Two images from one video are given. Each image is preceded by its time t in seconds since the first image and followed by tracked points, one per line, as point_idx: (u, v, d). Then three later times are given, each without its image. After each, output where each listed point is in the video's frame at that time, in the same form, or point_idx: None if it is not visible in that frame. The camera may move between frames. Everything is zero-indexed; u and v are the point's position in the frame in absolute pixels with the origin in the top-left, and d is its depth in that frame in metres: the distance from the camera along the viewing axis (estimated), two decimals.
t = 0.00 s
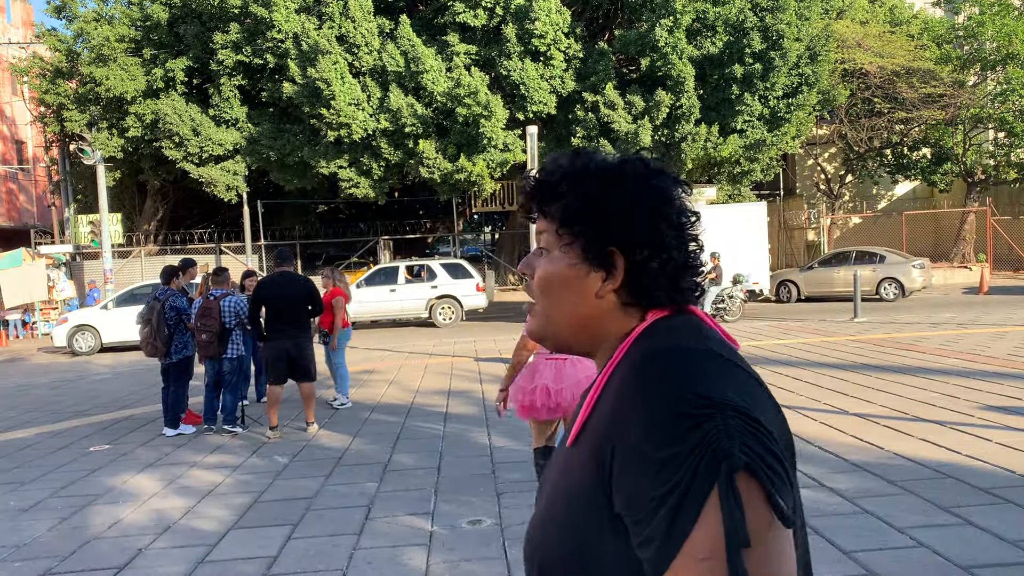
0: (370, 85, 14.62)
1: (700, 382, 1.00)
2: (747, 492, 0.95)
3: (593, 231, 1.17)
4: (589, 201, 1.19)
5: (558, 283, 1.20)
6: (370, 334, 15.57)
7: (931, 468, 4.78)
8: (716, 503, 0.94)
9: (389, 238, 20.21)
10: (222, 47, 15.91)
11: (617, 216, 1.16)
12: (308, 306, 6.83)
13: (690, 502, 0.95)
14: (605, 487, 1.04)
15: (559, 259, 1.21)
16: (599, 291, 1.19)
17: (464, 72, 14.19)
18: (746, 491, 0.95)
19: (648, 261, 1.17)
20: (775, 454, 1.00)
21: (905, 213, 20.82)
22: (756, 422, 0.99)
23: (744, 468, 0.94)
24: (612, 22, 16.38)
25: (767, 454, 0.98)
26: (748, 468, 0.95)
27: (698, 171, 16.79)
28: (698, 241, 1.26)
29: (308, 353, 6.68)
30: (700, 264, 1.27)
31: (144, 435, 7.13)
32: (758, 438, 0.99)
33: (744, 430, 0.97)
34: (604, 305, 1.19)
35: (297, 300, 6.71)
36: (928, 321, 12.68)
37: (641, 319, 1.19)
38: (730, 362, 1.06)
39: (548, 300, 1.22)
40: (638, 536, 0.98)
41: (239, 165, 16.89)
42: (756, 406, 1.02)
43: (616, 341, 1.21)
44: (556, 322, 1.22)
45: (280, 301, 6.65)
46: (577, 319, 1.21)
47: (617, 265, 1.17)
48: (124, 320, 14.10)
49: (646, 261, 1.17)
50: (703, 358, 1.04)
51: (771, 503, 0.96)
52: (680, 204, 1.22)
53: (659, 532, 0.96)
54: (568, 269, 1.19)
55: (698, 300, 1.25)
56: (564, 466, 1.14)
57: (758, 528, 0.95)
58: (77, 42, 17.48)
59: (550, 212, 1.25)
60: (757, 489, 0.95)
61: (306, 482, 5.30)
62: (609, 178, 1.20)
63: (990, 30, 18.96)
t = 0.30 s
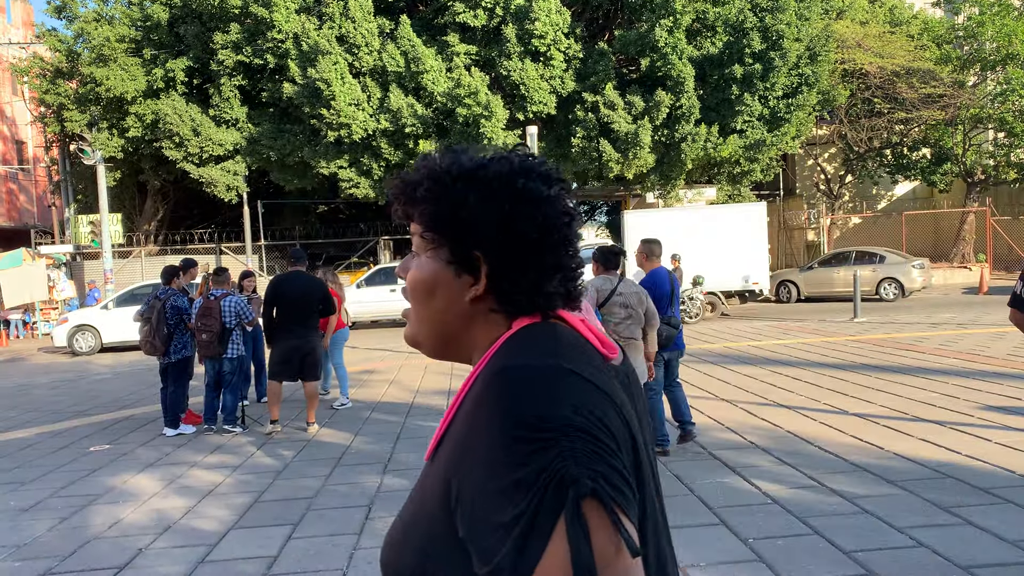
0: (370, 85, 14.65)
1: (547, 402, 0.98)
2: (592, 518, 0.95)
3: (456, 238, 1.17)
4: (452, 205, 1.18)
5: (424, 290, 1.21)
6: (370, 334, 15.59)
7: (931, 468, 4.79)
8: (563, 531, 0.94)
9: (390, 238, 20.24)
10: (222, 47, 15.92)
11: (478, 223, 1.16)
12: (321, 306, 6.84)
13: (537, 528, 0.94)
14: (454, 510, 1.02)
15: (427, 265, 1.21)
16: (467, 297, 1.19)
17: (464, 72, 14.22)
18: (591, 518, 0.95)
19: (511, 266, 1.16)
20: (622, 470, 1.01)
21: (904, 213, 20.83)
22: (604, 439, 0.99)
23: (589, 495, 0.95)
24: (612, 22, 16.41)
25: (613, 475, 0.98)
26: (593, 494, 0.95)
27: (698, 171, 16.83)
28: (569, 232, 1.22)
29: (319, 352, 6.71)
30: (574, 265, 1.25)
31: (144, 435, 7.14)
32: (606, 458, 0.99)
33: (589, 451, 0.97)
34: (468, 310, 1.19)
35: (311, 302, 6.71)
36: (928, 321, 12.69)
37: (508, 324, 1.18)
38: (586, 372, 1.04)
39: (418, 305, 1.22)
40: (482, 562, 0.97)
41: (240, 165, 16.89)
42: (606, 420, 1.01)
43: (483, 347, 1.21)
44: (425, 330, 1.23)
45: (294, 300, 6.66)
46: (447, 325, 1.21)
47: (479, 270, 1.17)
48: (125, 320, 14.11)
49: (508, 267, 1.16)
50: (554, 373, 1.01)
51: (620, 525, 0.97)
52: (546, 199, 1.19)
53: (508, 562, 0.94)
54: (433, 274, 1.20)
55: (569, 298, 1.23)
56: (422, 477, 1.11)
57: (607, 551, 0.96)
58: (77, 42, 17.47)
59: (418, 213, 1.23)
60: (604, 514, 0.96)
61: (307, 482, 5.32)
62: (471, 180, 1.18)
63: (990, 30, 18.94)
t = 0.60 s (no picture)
0: (370, 85, 14.64)
1: (380, 404, 1.00)
2: (404, 522, 0.95)
3: (333, 238, 1.20)
4: (329, 209, 1.20)
5: (308, 293, 1.22)
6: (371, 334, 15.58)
7: (930, 468, 4.80)
8: (371, 533, 0.97)
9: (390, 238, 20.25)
10: (222, 47, 15.91)
11: (352, 224, 1.18)
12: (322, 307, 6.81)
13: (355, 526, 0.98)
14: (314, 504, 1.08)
15: (310, 268, 1.23)
16: (348, 297, 1.20)
17: (464, 72, 14.23)
18: (402, 523, 0.95)
19: (387, 264, 1.17)
20: (454, 479, 0.98)
21: (905, 212, 20.82)
22: (436, 447, 0.98)
23: (400, 497, 0.95)
24: (612, 21, 16.44)
25: (435, 483, 0.96)
26: (405, 497, 0.95)
27: (698, 171, 16.84)
28: (447, 231, 1.23)
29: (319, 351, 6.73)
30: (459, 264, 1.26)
31: (144, 435, 7.14)
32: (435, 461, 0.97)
33: (413, 456, 0.96)
34: (350, 310, 1.20)
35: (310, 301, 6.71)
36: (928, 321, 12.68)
37: (388, 325, 1.19)
38: (440, 377, 1.02)
39: (304, 309, 1.23)
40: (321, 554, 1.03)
41: (240, 165, 16.88)
42: (449, 429, 1.00)
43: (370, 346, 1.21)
44: (314, 331, 1.23)
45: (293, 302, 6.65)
46: (331, 327, 1.21)
47: (355, 268, 1.18)
48: (125, 320, 14.10)
49: (382, 265, 1.17)
50: (395, 376, 1.01)
51: (437, 533, 0.95)
52: (420, 201, 1.22)
53: (335, 555, 1.00)
54: (315, 277, 1.21)
55: (453, 298, 1.24)
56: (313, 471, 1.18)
57: (418, 555, 0.95)
58: (77, 42, 17.46)
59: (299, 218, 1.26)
60: (416, 519, 0.95)
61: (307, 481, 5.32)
62: (349, 185, 1.22)
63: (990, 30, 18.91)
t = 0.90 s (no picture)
0: (370, 85, 14.66)
1: (267, 411, 1.10)
2: (269, 517, 1.06)
3: (233, 258, 1.31)
4: (228, 231, 1.32)
5: (210, 309, 1.33)
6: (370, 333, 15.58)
7: (930, 468, 4.81)
8: (238, 527, 1.06)
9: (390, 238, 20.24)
10: (222, 47, 15.91)
11: (249, 244, 1.29)
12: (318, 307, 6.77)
13: (225, 516, 1.07)
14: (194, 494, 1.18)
15: (210, 286, 1.34)
16: (248, 311, 1.32)
17: (464, 72, 14.25)
18: (268, 520, 1.06)
19: (281, 282, 1.29)
20: (326, 486, 1.08)
21: (904, 212, 20.83)
22: (312, 455, 1.08)
23: (269, 495, 1.05)
24: (612, 21, 16.45)
25: (305, 487, 1.06)
26: (272, 496, 1.05)
27: (698, 171, 16.87)
28: (340, 250, 1.35)
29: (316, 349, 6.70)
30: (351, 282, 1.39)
31: (144, 435, 7.14)
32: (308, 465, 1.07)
33: (286, 461, 1.07)
34: (251, 325, 1.32)
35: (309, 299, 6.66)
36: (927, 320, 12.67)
37: (285, 338, 1.32)
38: (326, 394, 1.13)
39: (207, 324, 1.35)
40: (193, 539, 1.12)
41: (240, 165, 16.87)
42: (329, 439, 1.11)
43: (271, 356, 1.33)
44: (216, 344, 1.36)
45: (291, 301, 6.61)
46: (232, 338, 1.34)
47: (254, 287, 1.30)
48: (125, 320, 14.10)
49: (278, 284, 1.29)
50: (285, 385, 1.12)
51: (297, 531, 1.06)
52: (313, 222, 1.33)
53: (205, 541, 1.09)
54: (216, 295, 1.33)
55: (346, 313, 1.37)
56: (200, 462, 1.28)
57: (281, 549, 1.06)
58: (77, 41, 17.45)
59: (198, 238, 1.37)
60: (280, 516, 1.05)
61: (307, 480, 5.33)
62: (246, 209, 1.33)
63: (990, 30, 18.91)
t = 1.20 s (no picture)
0: (370, 85, 14.66)
1: (154, 388, 1.15)
2: (155, 489, 1.11)
3: (122, 250, 1.31)
4: (117, 223, 1.32)
5: (102, 297, 1.32)
6: (370, 333, 15.59)
7: (930, 468, 4.81)
8: (125, 497, 1.11)
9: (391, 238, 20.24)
10: (222, 47, 15.91)
11: (139, 236, 1.30)
12: (317, 306, 6.74)
13: (113, 485, 1.12)
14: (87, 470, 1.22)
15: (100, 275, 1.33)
16: (138, 301, 1.31)
17: (464, 72, 14.27)
18: (155, 489, 1.11)
19: (167, 272, 1.29)
20: (213, 457, 1.14)
21: (904, 212, 20.85)
22: (199, 427, 1.13)
23: (156, 464, 1.10)
24: (612, 21, 16.46)
25: (192, 457, 1.12)
26: (159, 464, 1.10)
27: (698, 171, 16.89)
28: (228, 241, 1.36)
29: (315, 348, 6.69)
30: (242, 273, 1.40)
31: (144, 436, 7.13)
32: (190, 439, 1.12)
33: (173, 432, 1.12)
34: (141, 314, 1.32)
35: (307, 297, 6.64)
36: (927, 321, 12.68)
37: (176, 326, 1.31)
38: (217, 375, 1.19)
39: (99, 314, 1.33)
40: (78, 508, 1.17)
41: (240, 165, 16.85)
42: (216, 415, 1.16)
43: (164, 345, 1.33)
44: (109, 334, 1.33)
45: (288, 300, 6.58)
46: (120, 327, 1.33)
47: (144, 275, 1.30)
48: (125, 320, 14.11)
49: (167, 273, 1.29)
50: (175, 364, 1.17)
51: (182, 500, 1.11)
52: (201, 215, 1.33)
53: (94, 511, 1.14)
54: (106, 285, 1.31)
55: (234, 304, 1.38)
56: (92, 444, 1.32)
57: (165, 518, 1.11)
58: (78, 42, 17.45)
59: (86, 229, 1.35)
60: (165, 487, 1.10)
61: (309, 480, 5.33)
62: (133, 201, 1.32)
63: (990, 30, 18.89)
